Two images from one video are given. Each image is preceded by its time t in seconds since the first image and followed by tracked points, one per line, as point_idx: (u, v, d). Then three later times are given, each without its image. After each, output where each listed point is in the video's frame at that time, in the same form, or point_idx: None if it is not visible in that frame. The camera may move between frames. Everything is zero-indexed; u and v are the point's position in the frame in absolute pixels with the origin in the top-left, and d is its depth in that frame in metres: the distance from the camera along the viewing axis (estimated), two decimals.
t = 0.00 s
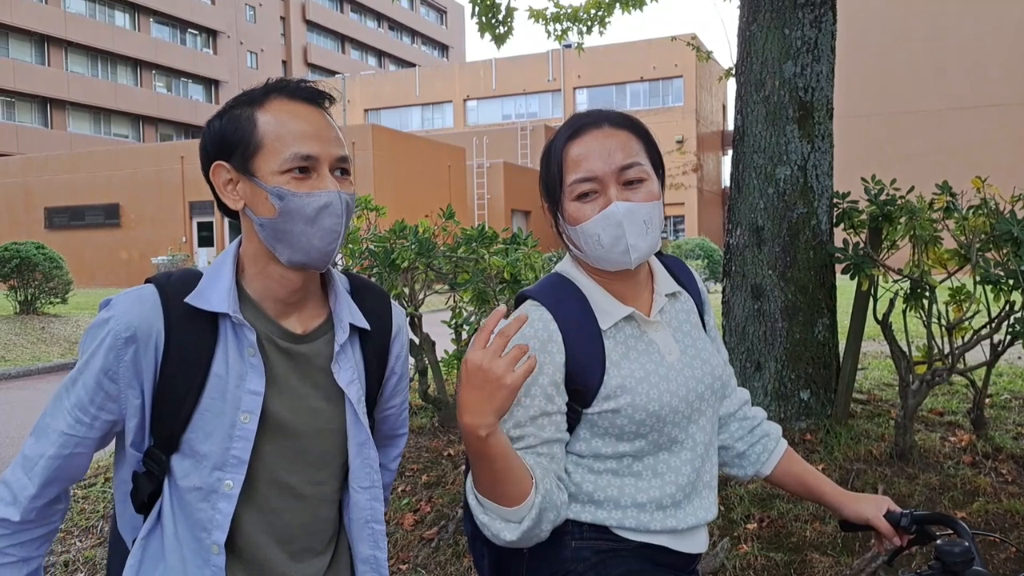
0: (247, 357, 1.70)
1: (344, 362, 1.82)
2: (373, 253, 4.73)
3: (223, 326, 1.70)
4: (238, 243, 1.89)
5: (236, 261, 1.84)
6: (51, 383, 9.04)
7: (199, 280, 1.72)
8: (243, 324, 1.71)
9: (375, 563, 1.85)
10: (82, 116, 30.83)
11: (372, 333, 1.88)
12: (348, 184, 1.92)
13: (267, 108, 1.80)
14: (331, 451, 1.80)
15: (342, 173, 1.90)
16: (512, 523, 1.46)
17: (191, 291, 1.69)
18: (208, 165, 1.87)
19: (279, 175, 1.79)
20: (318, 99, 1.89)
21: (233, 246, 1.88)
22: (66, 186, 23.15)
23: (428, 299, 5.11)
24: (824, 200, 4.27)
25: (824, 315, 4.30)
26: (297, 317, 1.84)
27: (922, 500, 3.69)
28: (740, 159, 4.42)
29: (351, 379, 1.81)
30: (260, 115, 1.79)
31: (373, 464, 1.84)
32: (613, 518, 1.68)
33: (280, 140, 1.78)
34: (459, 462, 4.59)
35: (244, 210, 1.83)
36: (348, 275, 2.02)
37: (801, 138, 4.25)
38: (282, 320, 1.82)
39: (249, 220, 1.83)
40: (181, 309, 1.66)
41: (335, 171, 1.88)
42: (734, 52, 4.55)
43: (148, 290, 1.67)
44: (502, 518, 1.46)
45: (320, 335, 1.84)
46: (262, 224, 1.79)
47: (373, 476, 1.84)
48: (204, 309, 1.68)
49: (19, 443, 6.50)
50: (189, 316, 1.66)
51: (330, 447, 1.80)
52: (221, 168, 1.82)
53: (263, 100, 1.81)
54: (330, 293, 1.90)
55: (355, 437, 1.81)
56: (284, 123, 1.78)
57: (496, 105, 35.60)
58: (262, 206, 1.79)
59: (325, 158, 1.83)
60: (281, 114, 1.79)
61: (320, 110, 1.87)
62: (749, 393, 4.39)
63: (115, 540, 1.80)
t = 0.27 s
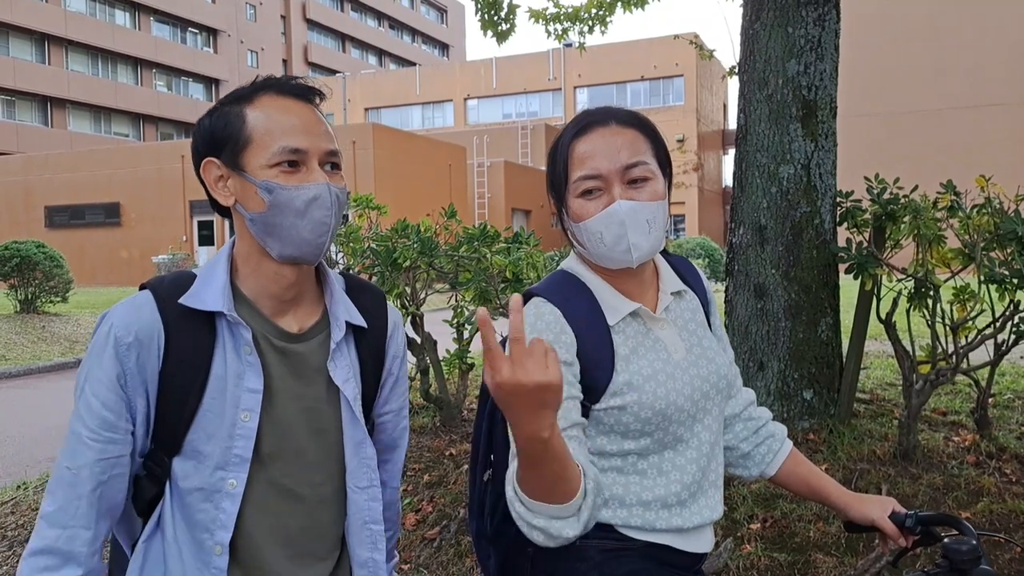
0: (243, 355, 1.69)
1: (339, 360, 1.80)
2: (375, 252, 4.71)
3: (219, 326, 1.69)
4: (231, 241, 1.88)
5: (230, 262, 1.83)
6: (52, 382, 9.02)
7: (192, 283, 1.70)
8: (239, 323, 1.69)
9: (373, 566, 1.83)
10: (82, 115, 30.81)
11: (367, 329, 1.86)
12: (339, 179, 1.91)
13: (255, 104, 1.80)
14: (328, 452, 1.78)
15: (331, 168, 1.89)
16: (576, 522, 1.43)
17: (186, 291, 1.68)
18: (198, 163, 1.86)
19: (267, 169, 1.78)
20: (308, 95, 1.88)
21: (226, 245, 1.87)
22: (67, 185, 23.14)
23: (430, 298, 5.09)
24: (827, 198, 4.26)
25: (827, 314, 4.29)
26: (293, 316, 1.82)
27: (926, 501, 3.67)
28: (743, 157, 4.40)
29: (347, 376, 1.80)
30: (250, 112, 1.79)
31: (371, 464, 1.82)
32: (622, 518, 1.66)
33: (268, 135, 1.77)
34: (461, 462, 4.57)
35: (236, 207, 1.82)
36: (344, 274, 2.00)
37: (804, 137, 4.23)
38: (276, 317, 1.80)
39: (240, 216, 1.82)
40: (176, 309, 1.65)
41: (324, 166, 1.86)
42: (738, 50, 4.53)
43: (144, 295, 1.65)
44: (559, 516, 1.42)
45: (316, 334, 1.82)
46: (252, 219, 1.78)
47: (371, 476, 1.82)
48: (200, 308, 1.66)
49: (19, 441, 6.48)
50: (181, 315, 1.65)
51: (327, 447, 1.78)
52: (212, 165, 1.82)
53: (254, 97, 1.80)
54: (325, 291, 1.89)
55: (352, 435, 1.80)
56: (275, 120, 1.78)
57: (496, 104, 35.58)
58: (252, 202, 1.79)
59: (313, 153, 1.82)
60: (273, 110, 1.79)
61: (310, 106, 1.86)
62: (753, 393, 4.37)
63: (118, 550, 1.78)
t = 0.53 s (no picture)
0: (239, 354, 1.68)
1: (332, 356, 1.79)
2: (376, 251, 4.70)
3: (213, 325, 1.67)
4: (221, 238, 1.87)
5: (221, 261, 1.81)
6: (51, 380, 9.00)
7: (183, 283, 1.68)
8: (233, 322, 1.68)
9: (357, 566, 1.80)
10: (82, 113, 30.78)
11: (359, 326, 1.84)
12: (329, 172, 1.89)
13: (242, 98, 1.78)
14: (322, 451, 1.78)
15: (321, 161, 1.87)
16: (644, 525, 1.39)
17: (178, 291, 1.66)
18: (186, 159, 1.83)
19: (255, 163, 1.77)
20: (296, 89, 1.86)
21: (215, 244, 1.85)
22: (67, 183, 23.12)
23: (430, 297, 5.07)
24: (828, 197, 4.25)
25: (828, 314, 4.28)
26: (285, 314, 1.81)
27: (928, 501, 3.66)
28: (744, 156, 4.38)
29: (339, 372, 1.79)
30: (237, 106, 1.77)
31: (362, 462, 1.81)
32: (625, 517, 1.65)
33: (255, 129, 1.76)
34: (460, 462, 4.56)
35: (225, 202, 1.80)
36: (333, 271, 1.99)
37: (805, 135, 4.22)
38: (268, 316, 1.79)
39: (229, 213, 1.81)
40: (169, 310, 1.63)
41: (313, 159, 1.85)
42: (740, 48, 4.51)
43: (135, 297, 1.62)
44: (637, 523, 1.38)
45: (307, 333, 1.81)
46: (242, 214, 1.77)
47: (360, 473, 1.81)
48: (194, 308, 1.65)
49: (19, 440, 6.47)
50: (174, 315, 1.63)
51: (322, 445, 1.78)
52: (200, 160, 1.79)
53: (241, 92, 1.78)
54: (317, 287, 1.87)
55: (343, 433, 1.79)
56: (265, 115, 1.76)
57: (496, 103, 35.55)
58: (241, 195, 1.77)
59: (303, 146, 1.80)
60: (264, 104, 1.77)
61: (298, 99, 1.85)
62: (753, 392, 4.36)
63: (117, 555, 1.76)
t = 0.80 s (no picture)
0: (233, 356, 1.68)
1: (327, 357, 1.78)
2: (375, 250, 4.70)
3: (207, 330, 1.67)
4: (213, 239, 1.87)
5: (214, 263, 1.81)
6: (50, 378, 9.00)
7: (176, 286, 1.68)
8: (227, 324, 1.68)
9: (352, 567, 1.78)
10: (82, 112, 30.77)
11: (352, 326, 1.83)
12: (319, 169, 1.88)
13: (231, 96, 1.78)
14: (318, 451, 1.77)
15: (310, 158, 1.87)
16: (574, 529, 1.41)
17: (171, 295, 1.66)
18: (176, 158, 1.84)
19: (245, 160, 1.77)
20: (284, 85, 1.86)
21: (207, 244, 1.85)
22: (66, 182, 23.12)
23: (429, 297, 5.06)
24: (827, 197, 4.24)
25: (828, 314, 4.28)
26: (279, 314, 1.81)
27: (927, 501, 3.66)
28: (743, 156, 4.38)
29: (334, 372, 1.78)
30: (226, 104, 1.77)
31: (356, 463, 1.79)
32: (624, 518, 1.65)
33: (245, 126, 1.76)
34: (460, 461, 4.56)
35: (214, 201, 1.80)
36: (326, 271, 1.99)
37: (805, 135, 4.21)
38: (262, 317, 1.79)
39: (219, 213, 1.81)
40: (162, 313, 1.63)
41: (302, 156, 1.85)
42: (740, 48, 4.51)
43: (127, 301, 1.62)
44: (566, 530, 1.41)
45: (301, 331, 1.80)
46: (232, 212, 1.77)
47: (354, 474, 1.79)
48: (187, 312, 1.65)
49: (19, 439, 6.48)
50: (168, 319, 1.63)
51: (319, 446, 1.77)
52: (190, 160, 1.80)
53: (229, 90, 1.78)
54: (309, 285, 1.87)
55: (336, 433, 1.77)
56: (255, 114, 1.77)
57: (496, 102, 35.55)
58: (230, 193, 1.77)
59: (291, 143, 1.80)
60: (253, 103, 1.78)
61: (287, 97, 1.85)
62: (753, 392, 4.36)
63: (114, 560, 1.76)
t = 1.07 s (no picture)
0: (225, 357, 1.68)
1: (324, 359, 1.77)
2: (374, 250, 4.70)
3: (199, 329, 1.67)
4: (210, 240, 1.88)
5: (209, 264, 1.82)
6: (50, 377, 9.00)
7: (171, 285, 1.69)
8: (218, 325, 1.68)
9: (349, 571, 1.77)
10: (82, 111, 30.74)
11: (354, 328, 1.82)
12: (309, 168, 1.87)
13: (221, 95, 1.78)
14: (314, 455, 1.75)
15: (296, 157, 1.86)
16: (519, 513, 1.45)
17: (164, 295, 1.66)
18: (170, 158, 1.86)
19: (227, 160, 1.77)
20: (276, 83, 1.85)
21: (203, 245, 1.86)
22: (66, 180, 23.11)
23: (429, 296, 5.08)
24: (827, 197, 4.24)
25: (827, 314, 4.28)
26: (276, 314, 1.81)
27: (926, 501, 3.66)
28: (743, 156, 4.38)
29: (329, 376, 1.76)
30: (215, 102, 1.77)
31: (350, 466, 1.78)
32: (622, 518, 1.65)
33: (228, 126, 1.76)
34: (458, 460, 4.55)
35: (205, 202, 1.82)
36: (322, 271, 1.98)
37: (804, 135, 4.21)
38: (258, 318, 1.78)
39: (211, 213, 1.82)
40: (153, 314, 1.63)
41: (287, 155, 1.84)
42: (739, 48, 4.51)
43: (122, 302, 1.64)
44: (507, 512, 1.46)
45: (299, 333, 1.79)
46: (218, 214, 1.79)
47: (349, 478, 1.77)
48: (178, 312, 1.64)
49: (17, 437, 6.48)
50: (159, 320, 1.64)
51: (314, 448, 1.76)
52: (179, 161, 1.81)
53: (220, 89, 1.78)
54: (307, 285, 1.87)
55: (330, 437, 1.75)
56: (245, 112, 1.76)
57: (496, 101, 35.54)
58: (215, 195, 1.79)
59: (274, 143, 1.80)
60: (243, 101, 1.77)
61: (279, 95, 1.84)
62: (752, 392, 4.36)
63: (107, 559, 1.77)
